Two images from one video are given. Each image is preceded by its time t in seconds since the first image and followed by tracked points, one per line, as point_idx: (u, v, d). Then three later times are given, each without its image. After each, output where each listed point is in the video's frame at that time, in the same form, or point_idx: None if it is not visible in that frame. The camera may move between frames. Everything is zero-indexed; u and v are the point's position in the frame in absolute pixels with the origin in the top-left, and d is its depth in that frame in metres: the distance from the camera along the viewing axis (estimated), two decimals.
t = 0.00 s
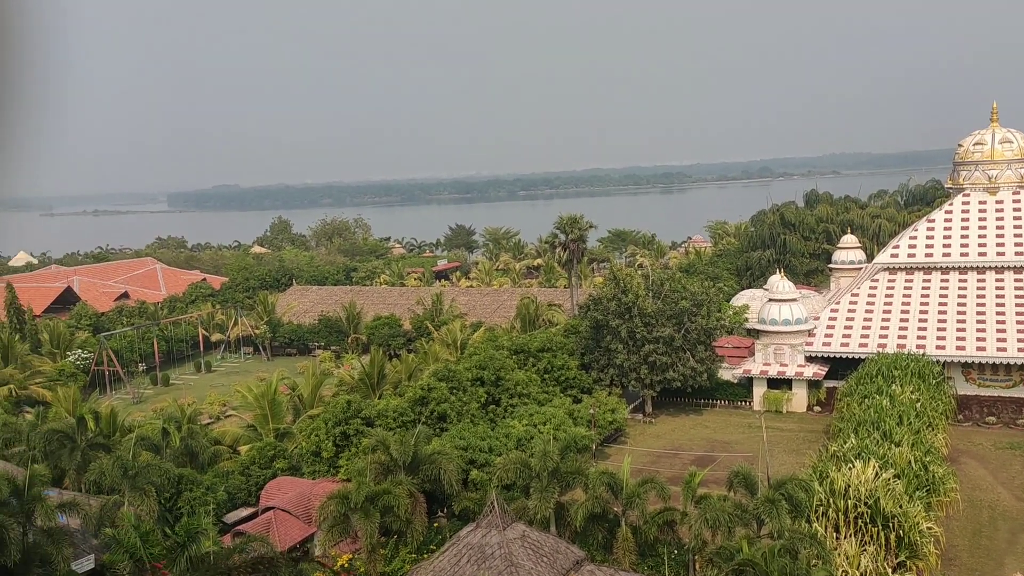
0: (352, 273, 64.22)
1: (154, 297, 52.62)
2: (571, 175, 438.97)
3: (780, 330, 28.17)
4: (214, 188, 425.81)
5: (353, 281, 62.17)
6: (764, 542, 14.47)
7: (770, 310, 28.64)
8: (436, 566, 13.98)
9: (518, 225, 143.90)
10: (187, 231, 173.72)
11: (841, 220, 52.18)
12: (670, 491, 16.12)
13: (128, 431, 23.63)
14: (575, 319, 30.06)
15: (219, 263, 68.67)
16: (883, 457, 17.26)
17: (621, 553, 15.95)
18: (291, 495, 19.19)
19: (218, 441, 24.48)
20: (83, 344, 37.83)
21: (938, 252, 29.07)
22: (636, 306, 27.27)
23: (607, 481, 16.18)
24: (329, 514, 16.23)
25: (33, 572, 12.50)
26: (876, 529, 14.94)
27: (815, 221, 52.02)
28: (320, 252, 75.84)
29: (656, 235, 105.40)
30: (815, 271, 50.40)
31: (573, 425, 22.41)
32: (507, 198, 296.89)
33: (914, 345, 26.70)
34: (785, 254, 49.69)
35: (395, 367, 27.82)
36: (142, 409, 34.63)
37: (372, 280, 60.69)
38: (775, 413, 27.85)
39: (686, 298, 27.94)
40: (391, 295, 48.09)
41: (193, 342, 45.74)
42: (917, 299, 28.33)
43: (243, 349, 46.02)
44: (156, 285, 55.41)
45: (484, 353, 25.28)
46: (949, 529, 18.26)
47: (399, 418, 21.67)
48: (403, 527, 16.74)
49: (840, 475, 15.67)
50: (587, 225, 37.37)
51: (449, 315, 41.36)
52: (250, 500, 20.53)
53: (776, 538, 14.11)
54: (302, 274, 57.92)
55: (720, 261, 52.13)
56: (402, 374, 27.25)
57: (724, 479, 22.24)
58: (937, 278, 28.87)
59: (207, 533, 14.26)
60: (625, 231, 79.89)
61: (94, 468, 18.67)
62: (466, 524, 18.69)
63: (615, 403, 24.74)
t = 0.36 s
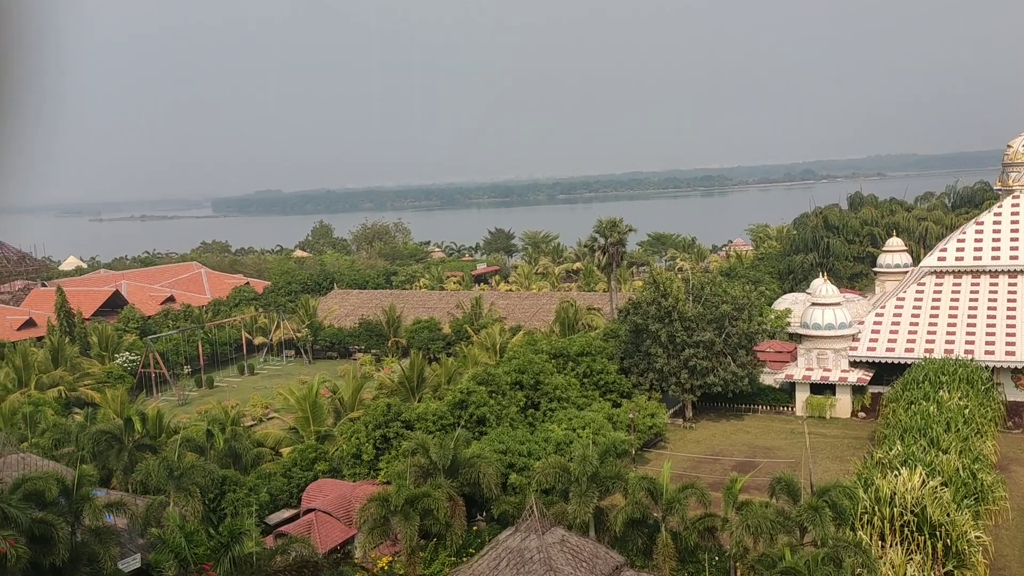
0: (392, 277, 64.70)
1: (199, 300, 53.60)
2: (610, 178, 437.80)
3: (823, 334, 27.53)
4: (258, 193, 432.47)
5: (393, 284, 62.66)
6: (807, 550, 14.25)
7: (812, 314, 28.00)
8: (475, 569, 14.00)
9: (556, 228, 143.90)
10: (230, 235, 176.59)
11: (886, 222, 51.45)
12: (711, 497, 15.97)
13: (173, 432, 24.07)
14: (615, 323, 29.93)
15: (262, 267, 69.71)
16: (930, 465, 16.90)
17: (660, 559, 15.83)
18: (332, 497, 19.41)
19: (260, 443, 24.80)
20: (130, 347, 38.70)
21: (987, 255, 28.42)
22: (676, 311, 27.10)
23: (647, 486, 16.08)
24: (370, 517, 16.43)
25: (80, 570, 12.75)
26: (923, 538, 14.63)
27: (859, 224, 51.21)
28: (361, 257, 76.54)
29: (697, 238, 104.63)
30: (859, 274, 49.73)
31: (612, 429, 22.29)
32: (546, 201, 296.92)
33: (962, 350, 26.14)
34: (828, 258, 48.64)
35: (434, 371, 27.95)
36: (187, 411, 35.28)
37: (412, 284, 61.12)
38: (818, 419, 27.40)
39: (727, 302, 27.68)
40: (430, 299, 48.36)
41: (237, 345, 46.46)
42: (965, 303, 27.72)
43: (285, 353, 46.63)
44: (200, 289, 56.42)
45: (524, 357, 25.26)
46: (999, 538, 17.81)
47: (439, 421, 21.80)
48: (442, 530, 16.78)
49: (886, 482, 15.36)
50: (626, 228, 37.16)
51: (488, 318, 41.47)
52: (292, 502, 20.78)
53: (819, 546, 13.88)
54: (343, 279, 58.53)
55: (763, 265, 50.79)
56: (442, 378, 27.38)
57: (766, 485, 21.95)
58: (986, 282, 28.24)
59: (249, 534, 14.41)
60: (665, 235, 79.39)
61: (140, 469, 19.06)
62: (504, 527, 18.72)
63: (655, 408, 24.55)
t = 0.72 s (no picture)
0: (425, 282, 65.07)
1: (236, 305, 54.35)
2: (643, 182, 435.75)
3: (860, 340, 27.31)
4: (294, 199, 437.76)
5: (426, 289, 62.95)
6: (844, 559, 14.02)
7: (849, 320, 27.80)
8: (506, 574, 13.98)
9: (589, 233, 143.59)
10: (267, 240, 178.75)
11: (926, 227, 50.60)
12: (746, 505, 15.82)
13: (210, 435, 24.40)
14: (648, 328, 29.78)
15: (298, 272, 70.45)
16: (972, 474, 16.55)
17: (694, 566, 15.67)
18: (366, 500, 19.55)
19: (295, 446, 25.05)
20: (168, 350, 39.50)
21: None
22: (711, 316, 26.76)
23: (681, 493, 15.96)
24: (402, 521, 16.45)
25: (119, 571, 12.86)
26: (963, 548, 14.36)
27: (899, 228, 50.40)
28: (395, 262, 77.05)
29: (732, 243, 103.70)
30: (898, 280, 49.02)
31: (646, 436, 22.13)
32: (579, 206, 296.39)
33: (1005, 356, 25.63)
34: (866, 263, 48.00)
35: (468, 376, 28.01)
36: (223, 414, 35.80)
37: (445, 289, 61.39)
38: (856, 426, 26.95)
39: (762, 308, 27.40)
40: (463, 304, 48.49)
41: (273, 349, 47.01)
42: (1008, 309, 27.19)
43: (320, 357, 47.07)
44: (237, 294, 57.20)
45: (557, 362, 25.21)
46: None
47: (472, 426, 21.92)
48: (475, 534, 16.77)
49: (925, 490, 15.08)
50: (660, 233, 36.94)
51: (521, 323, 41.49)
52: (326, 505, 20.98)
53: (857, 555, 13.66)
54: (378, 283, 58.95)
55: (798, 269, 50.70)
56: (475, 382, 27.45)
57: (802, 493, 21.68)
58: None
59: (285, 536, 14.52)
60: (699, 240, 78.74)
61: (178, 471, 19.39)
62: (537, 533, 18.71)
63: (689, 414, 24.36)
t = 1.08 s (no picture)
0: (456, 288, 65.36)
1: (270, 310, 55.08)
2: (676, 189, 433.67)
3: (897, 350, 26.89)
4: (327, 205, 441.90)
5: (458, 295, 63.26)
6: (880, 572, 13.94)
7: (886, 329, 27.39)
8: None
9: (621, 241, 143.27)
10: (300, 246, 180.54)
11: (964, 235, 49.89)
12: (779, 515, 15.81)
13: (244, 438, 24.79)
14: (680, 336, 29.68)
15: (331, 277, 71.15)
16: (1011, 487, 16.31)
17: None
18: (397, 505, 19.73)
19: (328, 450, 25.33)
20: (203, 354, 40.23)
21: None
22: (743, 324, 26.66)
23: (712, 502, 16.05)
24: (433, 526, 16.65)
25: (153, 571, 13.44)
26: (1002, 562, 14.23)
27: (936, 236, 49.73)
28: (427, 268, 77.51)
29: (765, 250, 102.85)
30: (935, 289, 48.40)
31: (678, 445, 22.07)
32: (611, 213, 295.65)
33: None
34: (902, 272, 47.42)
35: (499, 382, 28.15)
36: (257, 418, 36.34)
37: (476, 295, 61.65)
38: (892, 437, 26.61)
39: (796, 316, 27.26)
40: (494, 310, 48.69)
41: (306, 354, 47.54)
42: None
43: (352, 362, 47.52)
44: (271, 299, 57.96)
45: (588, 369, 25.24)
46: None
47: (502, 432, 22.02)
48: (504, 541, 16.79)
49: (963, 503, 14.94)
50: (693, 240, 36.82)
51: (552, 330, 41.58)
52: (357, 509, 21.23)
53: (892, 568, 13.59)
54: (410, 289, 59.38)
55: (832, 279, 49.07)
56: (506, 389, 27.58)
57: (837, 504, 21.51)
58: None
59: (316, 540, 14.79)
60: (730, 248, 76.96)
61: (213, 473, 19.75)
62: (567, 540, 18.84)
63: (721, 423, 24.29)
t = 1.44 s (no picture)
0: (485, 294, 65.47)
1: (301, 314, 55.60)
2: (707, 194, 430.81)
3: (932, 358, 26.49)
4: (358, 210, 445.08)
5: (487, 301, 63.37)
6: None
7: (921, 336, 26.99)
8: None
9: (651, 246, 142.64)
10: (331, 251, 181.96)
11: (1002, 241, 49.04)
12: (811, 525, 15.55)
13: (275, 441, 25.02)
14: (710, 342, 29.41)
15: (361, 282, 71.63)
16: None
17: None
18: (425, 509, 19.79)
19: (357, 454, 25.44)
20: (235, 358, 40.75)
21: None
22: (774, 330, 26.38)
23: (743, 510, 15.82)
24: (461, 531, 16.69)
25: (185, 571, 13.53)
26: None
27: (972, 242, 48.94)
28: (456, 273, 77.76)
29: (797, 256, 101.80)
30: (971, 296, 47.67)
31: (708, 451, 21.89)
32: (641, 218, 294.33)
33: None
34: (937, 278, 46.70)
35: (528, 388, 28.14)
36: (287, 421, 36.69)
37: (505, 300, 61.72)
38: (927, 446, 26.20)
39: (828, 323, 27.09)
40: (523, 316, 48.70)
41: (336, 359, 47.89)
42: None
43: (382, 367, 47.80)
44: (302, 304, 58.51)
45: (617, 375, 25.11)
46: None
47: (530, 438, 22.29)
48: (533, 547, 16.85)
49: (1000, 513, 14.57)
50: (723, 245, 36.56)
51: (581, 335, 41.51)
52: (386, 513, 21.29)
53: None
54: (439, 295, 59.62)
55: (865, 286, 48.86)
56: (535, 394, 27.55)
57: (870, 513, 21.22)
58: None
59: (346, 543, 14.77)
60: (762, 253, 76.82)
61: (244, 476, 19.98)
62: (596, 546, 18.81)
63: (751, 430, 24.08)
